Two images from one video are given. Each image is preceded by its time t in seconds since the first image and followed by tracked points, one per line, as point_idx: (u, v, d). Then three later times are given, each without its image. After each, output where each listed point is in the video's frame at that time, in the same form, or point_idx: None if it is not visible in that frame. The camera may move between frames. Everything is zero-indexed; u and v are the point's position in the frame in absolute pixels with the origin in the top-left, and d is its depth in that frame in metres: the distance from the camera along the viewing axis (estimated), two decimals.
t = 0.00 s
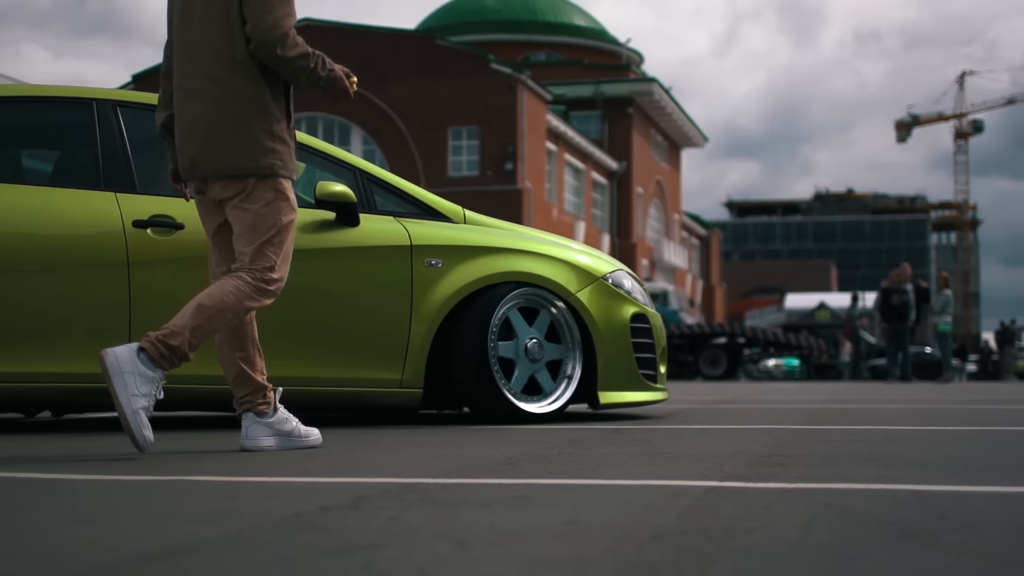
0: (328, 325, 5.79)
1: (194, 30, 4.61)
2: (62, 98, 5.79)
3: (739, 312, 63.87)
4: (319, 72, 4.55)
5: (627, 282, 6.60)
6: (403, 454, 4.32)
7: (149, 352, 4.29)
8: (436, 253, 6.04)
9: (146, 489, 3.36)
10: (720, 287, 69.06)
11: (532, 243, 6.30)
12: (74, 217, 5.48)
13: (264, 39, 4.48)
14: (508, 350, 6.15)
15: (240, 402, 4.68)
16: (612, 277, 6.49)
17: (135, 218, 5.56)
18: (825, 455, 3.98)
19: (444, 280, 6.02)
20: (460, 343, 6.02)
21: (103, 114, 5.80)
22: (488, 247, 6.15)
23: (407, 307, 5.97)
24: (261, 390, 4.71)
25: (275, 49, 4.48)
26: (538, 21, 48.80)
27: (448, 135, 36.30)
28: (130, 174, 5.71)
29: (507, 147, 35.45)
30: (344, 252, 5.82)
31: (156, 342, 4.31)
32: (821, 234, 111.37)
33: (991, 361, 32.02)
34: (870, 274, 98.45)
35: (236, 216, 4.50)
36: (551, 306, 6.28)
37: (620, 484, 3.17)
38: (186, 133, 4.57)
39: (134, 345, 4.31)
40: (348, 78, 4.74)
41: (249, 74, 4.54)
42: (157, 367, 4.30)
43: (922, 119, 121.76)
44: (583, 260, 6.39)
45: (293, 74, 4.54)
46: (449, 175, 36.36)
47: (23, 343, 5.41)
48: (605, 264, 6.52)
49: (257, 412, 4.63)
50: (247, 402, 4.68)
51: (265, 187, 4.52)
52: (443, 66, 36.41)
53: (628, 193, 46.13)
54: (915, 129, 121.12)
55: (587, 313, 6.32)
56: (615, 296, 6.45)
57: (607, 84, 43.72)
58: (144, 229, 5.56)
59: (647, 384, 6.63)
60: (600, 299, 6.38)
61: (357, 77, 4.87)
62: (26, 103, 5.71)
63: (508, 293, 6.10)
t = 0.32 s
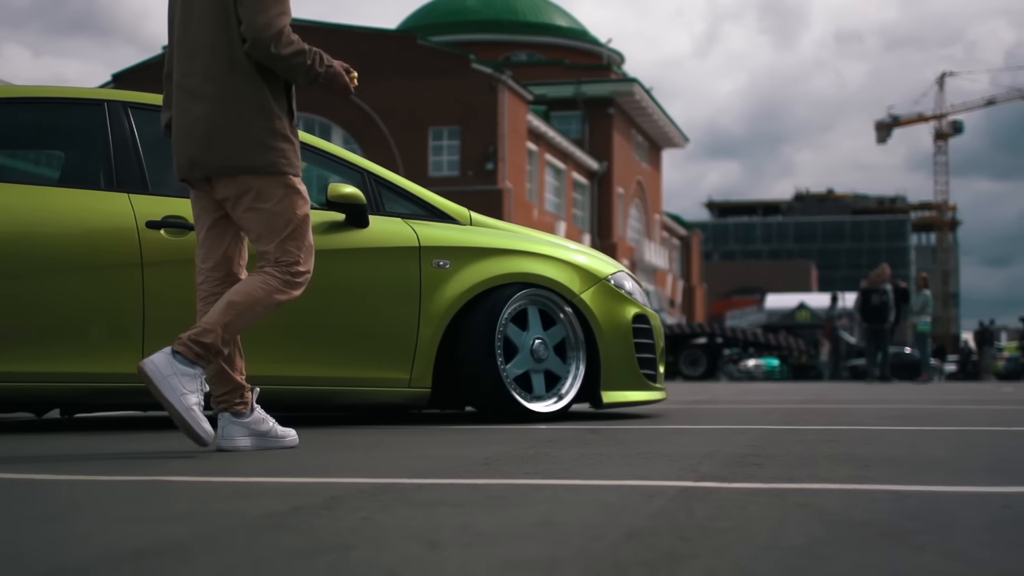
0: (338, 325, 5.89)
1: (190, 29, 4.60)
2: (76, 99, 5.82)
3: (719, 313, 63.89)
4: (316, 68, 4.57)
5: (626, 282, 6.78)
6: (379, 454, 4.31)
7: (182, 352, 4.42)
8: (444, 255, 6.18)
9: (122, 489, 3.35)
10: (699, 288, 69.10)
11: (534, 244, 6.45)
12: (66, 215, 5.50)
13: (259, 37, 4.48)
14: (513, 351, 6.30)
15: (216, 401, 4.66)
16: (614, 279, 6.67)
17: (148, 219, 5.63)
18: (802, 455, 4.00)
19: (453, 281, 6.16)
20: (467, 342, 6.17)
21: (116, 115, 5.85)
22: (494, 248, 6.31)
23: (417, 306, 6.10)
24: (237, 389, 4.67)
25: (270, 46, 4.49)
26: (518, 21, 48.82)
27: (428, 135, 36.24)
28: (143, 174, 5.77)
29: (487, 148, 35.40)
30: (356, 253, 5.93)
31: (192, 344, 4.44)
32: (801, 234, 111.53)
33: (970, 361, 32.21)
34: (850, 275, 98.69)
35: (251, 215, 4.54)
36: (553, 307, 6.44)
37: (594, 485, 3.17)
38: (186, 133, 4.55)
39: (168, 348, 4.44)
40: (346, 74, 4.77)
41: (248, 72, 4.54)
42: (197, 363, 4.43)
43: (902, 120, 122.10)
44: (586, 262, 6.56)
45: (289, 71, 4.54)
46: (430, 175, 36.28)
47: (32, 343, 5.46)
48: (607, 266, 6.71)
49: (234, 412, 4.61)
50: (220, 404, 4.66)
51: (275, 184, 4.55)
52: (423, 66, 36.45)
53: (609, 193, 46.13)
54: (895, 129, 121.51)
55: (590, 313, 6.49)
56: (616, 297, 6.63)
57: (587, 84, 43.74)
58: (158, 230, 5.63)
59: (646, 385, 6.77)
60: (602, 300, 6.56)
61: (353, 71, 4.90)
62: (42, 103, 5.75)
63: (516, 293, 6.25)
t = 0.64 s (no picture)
0: (343, 326, 5.96)
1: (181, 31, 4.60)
2: (89, 101, 5.84)
3: (696, 314, 64.01)
4: (307, 67, 4.55)
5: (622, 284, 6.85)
6: (353, 455, 4.31)
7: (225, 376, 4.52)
8: (448, 256, 6.24)
9: (93, 489, 3.34)
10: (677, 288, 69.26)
11: (535, 246, 6.51)
12: (55, 215, 5.48)
13: (247, 36, 4.47)
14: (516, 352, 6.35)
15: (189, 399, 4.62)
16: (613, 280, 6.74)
17: (157, 221, 5.67)
18: (774, 455, 4.01)
19: (456, 282, 6.23)
20: (469, 343, 6.23)
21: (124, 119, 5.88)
22: (496, 250, 6.36)
23: (421, 307, 6.16)
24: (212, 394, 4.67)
25: (258, 46, 4.48)
26: (496, 21, 48.82)
27: (406, 135, 36.21)
28: (150, 175, 5.80)
29: (464, 148, 35.38)
30: (362, 254, 6.00)
31: (228, 362, 4.53)
32: (778, 233, 111.84)
33: (946, 362, 32.39)
34: (827, 276, 99.02)
35: (256, 213, 4.55)
36: (554, 307, 6.51)
37: (567, 486, 3.17)
38: (181, 134, 4.56)
39: (208, 378, 4.56)
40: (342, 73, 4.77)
41: (240, 74, 4.55)
42: (245, 374, 4.56)
43: (879, 121, 122.52)
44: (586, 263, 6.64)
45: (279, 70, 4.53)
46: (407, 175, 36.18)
47: (36, 343, 5.47)
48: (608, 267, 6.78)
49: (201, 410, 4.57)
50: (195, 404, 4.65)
51: (277, 182, 4.56)
52: (400, 66, 36.47)
53: (586, 194, 46.17)
54: (870, 130, 121.94)
55: (590, 314, 6.56)
56: (616, 298, 6.71)
57: (565, 84, 43.77)
58: (167, 231, 5.67)
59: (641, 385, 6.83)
60: (600, 301, 6.63)
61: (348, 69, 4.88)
62: (59, 108, 5.76)
63: (518, 295, 6.31)
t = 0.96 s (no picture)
0: (346, 327, 6.10)
1: (174, 32, 4.62)
2: (94, 103, 5.92)
3: (672, 314, 64.03)
4: (299, 69, 4.55)
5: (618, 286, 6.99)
6: (324, 455, 4.30)
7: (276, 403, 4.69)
8: (450, 257, 6.37)
9: (62, 489, 3.33)
10: (653, 288, 69.36)
11: (533, 247, 6.64)
12: (42, 214, 5.56)
13: (238, 39, 4.49)
14: (516, 352, 6.49)
15: (168, 397, 4.62)
16: (610, 281, 6.89)
17: (166, 222, 5.77)
18: (746, 455, 4.01)
19: (457, 283, 6.36)
20: (470, 342, 6.35)
21: (128, 120, 5.96)
22: (496, 252, 6.49)
23: (422, 307, 6.30)
24: (189, 394, 4.64)
25: (250, 49, 4.49)
26: (472, 21, 48.81)
27: (382, 135, 36.15)
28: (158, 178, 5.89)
29: (441, 148, 35.36)
30: (364, 255, 6.13)
31: (271, 389, 4.71)
32: (754, 232, 112.09)
33: (921, 363, 32.57)
34: (802, 276, 99.29)
35: (252, 214, 4.59)
36: (553, 309, 6.64)
37: (538, 485, 3.17)
38: (175, 136, 4.58)
39: (258, 407, 4.71)
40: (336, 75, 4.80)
41: (233, 76, 4.57)
42: (292, 396, 4.72)
43: (854, 121, 122.89)
44: (583, 264, 6.78)
45: (270, 72, 4.53)
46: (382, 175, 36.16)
47: (37, 342, 5.57)
48: (603, 268, 6.93)
49: (179, 411, 4.59)
50: (171, 400, 4.62)
51: (273, 183, 4.61)
52: (375, 66, 36.45)
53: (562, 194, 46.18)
54: (846, 130, 122.34)
55: (587, 315, 6.70)
56: (611, 299, 6.84)
57: (540, 85, 43.79)
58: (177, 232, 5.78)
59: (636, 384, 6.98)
60: (597, 303, 6.76)
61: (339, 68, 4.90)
62: (63, 110, 5.84)
63: (517, 296, 6.45)
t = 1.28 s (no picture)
0: (354, 327, 6.13)
1: (178, 38, 4.67)
2: (103, 105, 5.96)
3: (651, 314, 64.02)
4: (299, 73, 4.57)
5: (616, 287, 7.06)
6: (298, 455, 4.29)
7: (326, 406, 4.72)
8: (456, 258, 6.42)
9: (35, 489, 3.31)
10: (632, 289, 69.40)
11: (534, 248, 6.67)
12: (31, 212, 5.57)
13: (237, 44, 4.52)
14: (520, 351, 6.53)
15: (146, 393, 4.61)
16: (610, 282, 6.95)
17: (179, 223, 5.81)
18: (721, 455, 4.00)
19: (463, 283, 6.41)
20: (476, 341, 6.40)
21: (128, 122, 5.98)
22: (501, 252, 6.54)
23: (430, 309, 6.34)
24: (169, 390, 4.64)
25: (248, 53, 4.52)
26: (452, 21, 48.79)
27: (361, 134, 36.07)
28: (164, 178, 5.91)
29: (420, 147, 35.32)
30: (372, 255, 6.17)
31: (315, 398, 4.72)
32: (734, 231, 112.45)
33: (899, 363, 32.69)
34: (781, 276, 99.58)
35: (247, 218, 4.60)
36: (556, 308, 6.71)
37: (513, 485, 3.16)
38: (174, 140, 4.62)
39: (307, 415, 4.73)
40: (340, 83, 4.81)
41: (233, 82, 4.61)
42: (335, 395, 4.75)
43: (834, 121, 123.21)
44: (585, 265, 6.84)
45: (269, 77, 4.56)
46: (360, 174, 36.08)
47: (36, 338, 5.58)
48: (603, 270, 6.99)
49: (155, 409, 4.57)
50: (149, 394, 4.62)
51: (270, 190, 4.62)
52: (354, 65, 36.40)
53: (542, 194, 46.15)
54: (825, 130, 122.61)
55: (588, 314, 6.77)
56: (611, 300, 6.91)
57: (520, 84, 43.79)
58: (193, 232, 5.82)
59: (631, 382, 7.01)
60: (598, 303, 6.83)
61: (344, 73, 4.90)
62: (64, 109, 5.88)
63: (522, 295, 6.50)
